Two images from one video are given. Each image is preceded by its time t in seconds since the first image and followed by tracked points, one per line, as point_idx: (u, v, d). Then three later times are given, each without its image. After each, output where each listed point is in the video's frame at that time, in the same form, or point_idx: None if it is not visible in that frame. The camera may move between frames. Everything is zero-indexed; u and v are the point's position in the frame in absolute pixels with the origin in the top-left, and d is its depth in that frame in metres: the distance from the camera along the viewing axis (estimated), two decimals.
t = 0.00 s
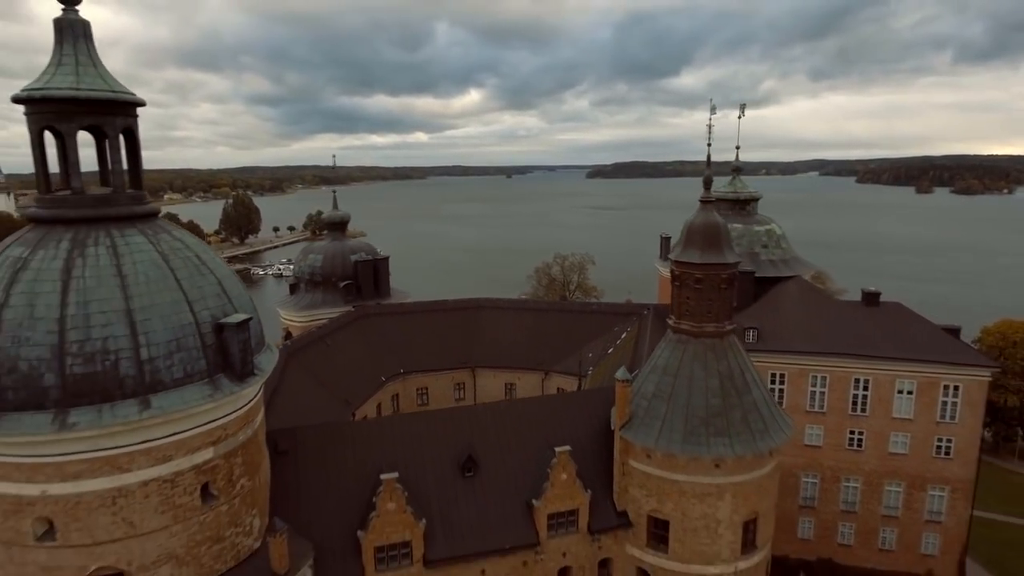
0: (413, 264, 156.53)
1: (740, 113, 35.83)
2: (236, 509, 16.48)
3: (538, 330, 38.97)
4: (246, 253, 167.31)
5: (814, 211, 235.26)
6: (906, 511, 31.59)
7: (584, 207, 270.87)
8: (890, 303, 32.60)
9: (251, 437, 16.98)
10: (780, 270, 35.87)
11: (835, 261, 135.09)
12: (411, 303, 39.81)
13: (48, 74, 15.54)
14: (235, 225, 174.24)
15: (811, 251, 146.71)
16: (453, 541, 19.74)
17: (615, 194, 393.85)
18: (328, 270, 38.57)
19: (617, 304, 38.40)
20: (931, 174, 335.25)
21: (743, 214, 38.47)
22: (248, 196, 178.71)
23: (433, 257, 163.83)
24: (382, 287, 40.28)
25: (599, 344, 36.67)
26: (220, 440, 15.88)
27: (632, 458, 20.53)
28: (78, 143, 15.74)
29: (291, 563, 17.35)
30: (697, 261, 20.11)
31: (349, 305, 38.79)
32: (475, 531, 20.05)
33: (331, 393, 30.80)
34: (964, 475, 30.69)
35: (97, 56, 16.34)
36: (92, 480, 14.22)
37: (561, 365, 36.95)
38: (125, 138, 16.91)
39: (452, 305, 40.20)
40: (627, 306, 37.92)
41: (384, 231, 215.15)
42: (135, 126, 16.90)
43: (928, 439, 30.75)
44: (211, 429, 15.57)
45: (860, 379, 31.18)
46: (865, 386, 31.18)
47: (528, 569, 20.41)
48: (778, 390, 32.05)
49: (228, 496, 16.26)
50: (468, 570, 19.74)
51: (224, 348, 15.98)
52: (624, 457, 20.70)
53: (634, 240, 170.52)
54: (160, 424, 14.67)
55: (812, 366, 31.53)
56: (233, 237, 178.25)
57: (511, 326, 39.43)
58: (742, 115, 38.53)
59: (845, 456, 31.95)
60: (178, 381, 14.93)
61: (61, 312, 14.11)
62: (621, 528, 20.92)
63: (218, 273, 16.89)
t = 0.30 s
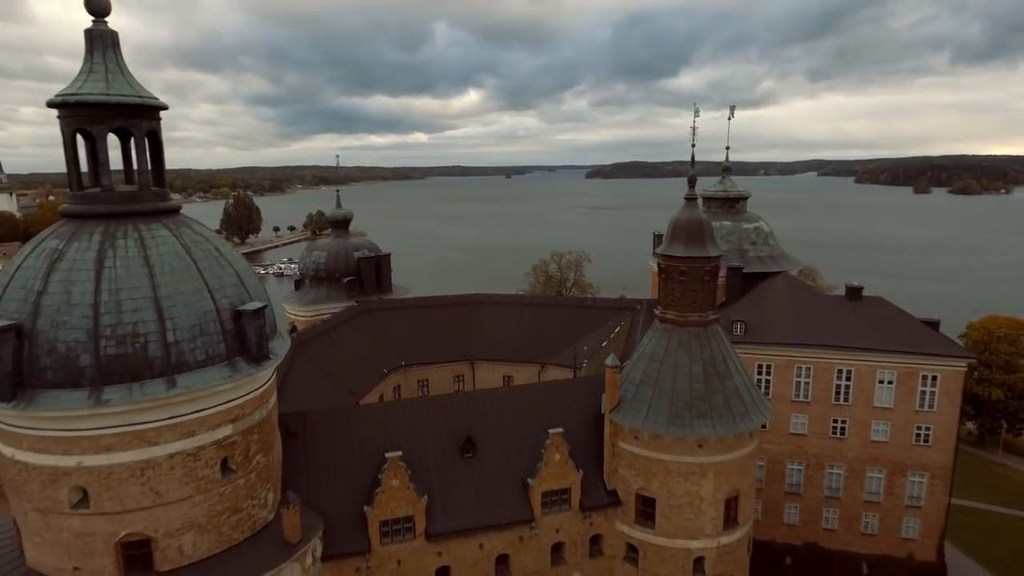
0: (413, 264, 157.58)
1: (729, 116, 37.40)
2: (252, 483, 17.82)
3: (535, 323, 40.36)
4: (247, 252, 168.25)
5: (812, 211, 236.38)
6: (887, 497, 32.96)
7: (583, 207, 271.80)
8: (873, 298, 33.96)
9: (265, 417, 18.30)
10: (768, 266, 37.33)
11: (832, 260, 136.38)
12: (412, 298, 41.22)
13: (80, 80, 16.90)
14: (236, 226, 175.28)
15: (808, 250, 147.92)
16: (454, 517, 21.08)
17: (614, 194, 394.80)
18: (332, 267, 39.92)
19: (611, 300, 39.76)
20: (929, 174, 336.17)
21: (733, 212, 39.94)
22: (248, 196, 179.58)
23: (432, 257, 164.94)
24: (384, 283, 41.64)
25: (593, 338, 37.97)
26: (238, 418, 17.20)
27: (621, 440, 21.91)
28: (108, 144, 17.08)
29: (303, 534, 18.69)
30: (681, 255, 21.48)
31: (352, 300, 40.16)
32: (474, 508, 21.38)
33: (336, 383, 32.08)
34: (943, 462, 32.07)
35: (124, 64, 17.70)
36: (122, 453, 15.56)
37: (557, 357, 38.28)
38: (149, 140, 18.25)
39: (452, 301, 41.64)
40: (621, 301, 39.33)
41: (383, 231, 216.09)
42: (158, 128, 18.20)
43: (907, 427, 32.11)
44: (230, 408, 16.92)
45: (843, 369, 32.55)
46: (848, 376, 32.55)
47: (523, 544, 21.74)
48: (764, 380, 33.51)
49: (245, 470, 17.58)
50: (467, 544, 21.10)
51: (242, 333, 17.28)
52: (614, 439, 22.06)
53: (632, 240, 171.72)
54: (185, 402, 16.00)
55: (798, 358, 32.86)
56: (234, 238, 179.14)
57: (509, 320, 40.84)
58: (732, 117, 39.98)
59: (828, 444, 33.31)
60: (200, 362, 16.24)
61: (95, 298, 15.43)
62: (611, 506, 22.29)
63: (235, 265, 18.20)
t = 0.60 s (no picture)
0: (410, 263, 158.61)
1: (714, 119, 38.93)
2: (261, 461, 19.12)
3: (528, 318, 41.74)
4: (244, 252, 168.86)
5: (806, 211, 238.20)
6: (865, 483, 34.42)
7: (579, 207, 272.99)
8: (852, 292, 35.43)
9: (272, 400, 19.60)
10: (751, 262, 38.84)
11: (823, 259, 138.10)
12: (409, 294, 42.58)
13: (101, 86, 18.20)
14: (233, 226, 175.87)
15: (801, 249, 149.59)
16: (449, 496, 22.44)
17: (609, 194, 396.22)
18: (331, 264, 41.21)
19: (601, 295, 41.12)
20: (921, 174, 338.31)
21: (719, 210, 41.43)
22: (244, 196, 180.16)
23: (428, 257, 166.02)
24: (382, 280, 42.93)
25: (584, 331, 39.31)
26: (248, 400, 18.50)
27: (607, 423, 23.30)
28: (127, 144, 18.32)
29: (308, 509, 20.02)
30: (662, 249, 22.87)
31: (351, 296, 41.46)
32: (468, 488, 22.72)
33: (336, 374, 33.33)
34: (917, 448, 33.55)
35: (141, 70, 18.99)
36: (142, 430, 16.86)
37: (549, 351, 39.63)
38: (165, 142, 19.51)
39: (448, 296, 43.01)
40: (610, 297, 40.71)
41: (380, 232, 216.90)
42: (172, 129, 19.45)
43: (883, 415, 33.59)
44: (241, 390, 18.23)
45: (822, 360, 34.01)
46: (826, 367, 34.02)
47: (515, 521, 23.12)
48: (747, 371, 34.99)
49: (255, 448, 18.90)
50: (462, 521, 22.49)
51: (251, 321, 18.56)
52: (600, 422, 23.43)
53: (627, 240, 173.11)
54: (201, 383, 17.30)
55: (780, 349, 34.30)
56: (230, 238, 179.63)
57: (503, 315, 42.21)
58: (716, 119, 41.51)
59: (809, 432, 34.76)
60: (213, 347, 17.54)
61: (118, 287, 16.74)
62: (598, 486, 23.67)
63: (245, 258, 19.49)
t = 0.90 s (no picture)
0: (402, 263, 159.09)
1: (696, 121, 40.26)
2: (261, 446, 20.13)
3: (518, 314, 42.82)
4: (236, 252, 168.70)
5: (795, 211, 240.23)
6: (842, 471, 35.73)
7: (570, 206, 273.91)
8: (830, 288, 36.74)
9: (271, 388, 20.59)
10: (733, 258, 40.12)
11: (812, 257, 139.80)
12: (401, 291, 43.59)
13: (108, 90, 19.20)
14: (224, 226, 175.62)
15: (790, 248, 151.18)
16: (441, 481, 23.51)
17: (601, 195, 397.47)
18: (325, 262, 42.23)
19: (589, 292, 42.26)
20: (910, 174, 341.17)
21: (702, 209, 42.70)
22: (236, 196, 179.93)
23: (421, 257, 166.56)
24: (375, 277, 43.91)
25: (572, 326, 40.41)
26: (248, 388, 19.51)
27: (591, 412, 24.43)
28: (132, 145, 19.31)
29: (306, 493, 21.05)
30: (643, 245, 23.98)
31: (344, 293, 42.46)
32: (459, 474, 23.79)
33: (331, 368, 34.30)
34: (892, 438, 34.87)
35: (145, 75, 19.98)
36: (149, 415, 17.85)
37: (538, 346, 40.72)
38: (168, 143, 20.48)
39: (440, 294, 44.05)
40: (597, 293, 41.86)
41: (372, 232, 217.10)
42: (175, 131, 20.41)
43: (859, 406, 34.90)
44: (242, 378, 19.24)
45: (801, 353, 35.28)
46: (805, 360, 35.28)
47: (503, 505, 24.21)
48: (728, 364, 36.22)
49: (255, 435, 19.91)
50: (452, 505, 23.58)
51: (251, 314, 19.55)
52: (585, 411, 24.55)
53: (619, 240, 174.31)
54: (204, 372, 18.30)
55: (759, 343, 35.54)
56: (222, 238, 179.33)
57: (493, 311, 43.30)
58: (699, 121, 42.76)
59: (788, 423, 36.04)
60: (216, 337, 18.52)
61: (125, 281, 17.72)
62: (582, 472, 24.79)
63: (244, 254, 20.46)
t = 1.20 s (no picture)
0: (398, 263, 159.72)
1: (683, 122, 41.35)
2: (262, 434, 21.09)
3: (511, 311, 43.80)
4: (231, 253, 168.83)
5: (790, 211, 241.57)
6: (825, 462, 36.80)
7: (566, 207, 274.56)
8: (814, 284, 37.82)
9: (271, 378, 21.52)
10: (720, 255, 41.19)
11: (804, 257, 141.05)
12: (397, 289, 44.55)
13: (115, 93, 20.11)
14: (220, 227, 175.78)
15: (783, 248, 152.16)
16: (434, 469, 24.47)
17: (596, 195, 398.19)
18: (322, 260, 43.22)
19: (580, 289, 43.32)
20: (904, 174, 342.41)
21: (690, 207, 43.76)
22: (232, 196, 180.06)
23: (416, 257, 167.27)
24: (371, 275, 44.91)
25: (563, 322, 41.40)
26: (250, 377, 20.46)
27: (578, 402, 25.42)
28: (138, 147, 20.21)
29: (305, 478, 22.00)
30: (627, 242, 24.97)
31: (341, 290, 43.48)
32: (452, 462, 24.74)
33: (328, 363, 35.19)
34: (873, 429, 35.95)
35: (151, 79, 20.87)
36: (156, 403, 18.80)
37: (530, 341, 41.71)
38: (172, 145, 21.38)
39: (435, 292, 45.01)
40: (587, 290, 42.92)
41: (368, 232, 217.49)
42: (178, 133, 21.29)
43: (841, 399, 35.98)
44: (244, 368, 20.20)
45: (784, 347, 36.35)
46: (788, 354, 36.36)
47: (494, 492, 25.20)
48: (714, 358, 37.30)
49: (256, 422, 20.87)
50: (446, 491, 24.56)
51: (252, 307, 20.49)
52: (572, 401, 25.56)
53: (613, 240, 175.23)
54: (207, 361, 19.25)
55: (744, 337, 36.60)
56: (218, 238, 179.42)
57: (487, 308, 44.29)
58: (687, 122, 43.84)
59: (773, 416, 37.11)
60: (219, 329, 19.47)
61: (133, 275, 18.68)
62: (571, 460, 25.80)
63: (245, 250, 21.39)
